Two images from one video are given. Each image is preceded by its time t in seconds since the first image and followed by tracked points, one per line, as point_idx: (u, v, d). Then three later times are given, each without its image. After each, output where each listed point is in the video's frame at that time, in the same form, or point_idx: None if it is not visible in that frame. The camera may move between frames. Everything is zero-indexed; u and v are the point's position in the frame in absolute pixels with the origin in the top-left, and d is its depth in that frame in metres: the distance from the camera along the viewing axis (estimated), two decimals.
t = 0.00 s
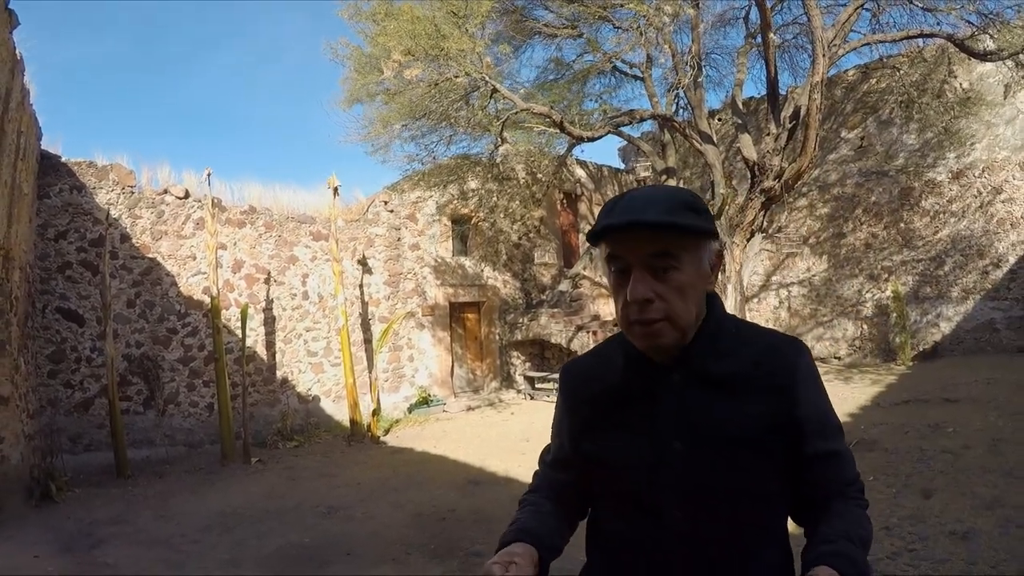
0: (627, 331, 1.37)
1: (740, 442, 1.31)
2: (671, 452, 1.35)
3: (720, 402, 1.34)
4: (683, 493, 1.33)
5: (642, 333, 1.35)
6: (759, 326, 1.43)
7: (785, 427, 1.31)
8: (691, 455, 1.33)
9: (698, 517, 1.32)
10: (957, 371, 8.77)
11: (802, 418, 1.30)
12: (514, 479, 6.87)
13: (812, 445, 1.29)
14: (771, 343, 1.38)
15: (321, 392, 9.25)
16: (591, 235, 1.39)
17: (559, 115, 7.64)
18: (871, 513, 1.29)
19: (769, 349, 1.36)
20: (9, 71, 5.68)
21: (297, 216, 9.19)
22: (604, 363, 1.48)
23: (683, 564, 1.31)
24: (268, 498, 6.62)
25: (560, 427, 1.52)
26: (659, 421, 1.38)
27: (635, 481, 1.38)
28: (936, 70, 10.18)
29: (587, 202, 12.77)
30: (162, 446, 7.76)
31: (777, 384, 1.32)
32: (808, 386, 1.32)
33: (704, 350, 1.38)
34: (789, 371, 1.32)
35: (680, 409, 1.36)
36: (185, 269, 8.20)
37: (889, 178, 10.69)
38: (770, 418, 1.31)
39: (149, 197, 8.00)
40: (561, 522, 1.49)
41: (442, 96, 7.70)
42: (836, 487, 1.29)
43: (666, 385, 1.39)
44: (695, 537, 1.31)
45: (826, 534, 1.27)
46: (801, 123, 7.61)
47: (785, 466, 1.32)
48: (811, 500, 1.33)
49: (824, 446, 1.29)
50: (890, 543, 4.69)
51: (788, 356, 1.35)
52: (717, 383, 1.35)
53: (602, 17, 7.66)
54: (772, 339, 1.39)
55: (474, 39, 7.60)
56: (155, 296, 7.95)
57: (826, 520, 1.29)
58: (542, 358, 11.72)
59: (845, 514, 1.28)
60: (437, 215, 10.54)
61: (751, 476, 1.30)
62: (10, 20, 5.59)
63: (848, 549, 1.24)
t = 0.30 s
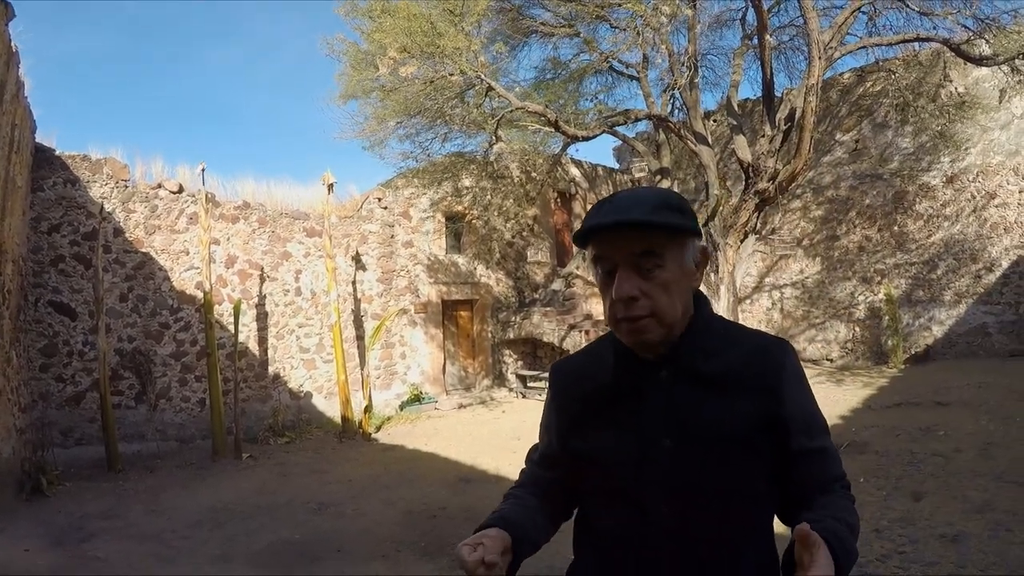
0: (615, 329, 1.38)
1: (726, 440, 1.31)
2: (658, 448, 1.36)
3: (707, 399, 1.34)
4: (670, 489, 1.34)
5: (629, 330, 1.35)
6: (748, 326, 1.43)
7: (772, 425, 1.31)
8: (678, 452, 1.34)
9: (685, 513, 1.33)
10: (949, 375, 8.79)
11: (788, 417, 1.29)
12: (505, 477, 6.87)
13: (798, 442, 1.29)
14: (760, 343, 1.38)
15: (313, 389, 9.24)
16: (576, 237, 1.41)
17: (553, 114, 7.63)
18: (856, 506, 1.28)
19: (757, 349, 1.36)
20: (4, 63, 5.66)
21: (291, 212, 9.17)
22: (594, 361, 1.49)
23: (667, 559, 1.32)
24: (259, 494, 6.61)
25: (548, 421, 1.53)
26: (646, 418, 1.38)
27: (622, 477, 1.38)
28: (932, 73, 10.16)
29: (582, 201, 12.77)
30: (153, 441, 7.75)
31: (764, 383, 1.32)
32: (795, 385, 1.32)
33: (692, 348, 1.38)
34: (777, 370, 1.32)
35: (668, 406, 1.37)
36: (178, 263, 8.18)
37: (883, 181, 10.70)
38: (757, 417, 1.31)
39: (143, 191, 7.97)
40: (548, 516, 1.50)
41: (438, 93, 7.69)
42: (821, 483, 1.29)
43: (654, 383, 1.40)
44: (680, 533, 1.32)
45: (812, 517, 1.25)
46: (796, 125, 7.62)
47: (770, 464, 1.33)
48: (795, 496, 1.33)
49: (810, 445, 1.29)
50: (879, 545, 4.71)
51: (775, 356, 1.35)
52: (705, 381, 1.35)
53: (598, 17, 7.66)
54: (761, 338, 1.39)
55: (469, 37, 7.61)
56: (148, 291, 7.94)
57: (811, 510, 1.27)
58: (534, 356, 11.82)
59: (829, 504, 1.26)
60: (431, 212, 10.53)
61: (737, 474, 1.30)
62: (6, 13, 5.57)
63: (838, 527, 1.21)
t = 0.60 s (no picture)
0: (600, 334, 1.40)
1: (718, 440, 1.31)
2: (651, 447, 1.35)
3: (698, 398, 1.34)
4: (664, 488, 1.34)
5: (610, 334, 1.37)
6: (744, 326, 1.42)
7: (764, 425, 1.31)
8: (670, 451, 1.34)
9: (679, 512, 1.32)
10: (946, 374, 8.80)
11: (779, 416, 1.28)
12: (502, 476, 6.87)
13: (790, 441, 1.28)
14: (754, 342, 1.37)
15: (310, 387, 9.24)
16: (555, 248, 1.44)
17: (551, 112, 7.61)
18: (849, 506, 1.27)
19: (752, 349, 1.35)
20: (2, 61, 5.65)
21: (288, 210, 9.16)
22: (591, 361, 1.50)
23: (661, 558, 1.32)
24: (256, 493, 6.61)
25: (549, 421, 1.55)
26: (639, 418, 1.39)
27: (618, 477, 1.39)
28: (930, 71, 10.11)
29: (578, 200, 12.75)
30: (150, 439, 7.75)
31: (755, 382, 1.31)
32: (787, 384, 1.31)
33: (685, 348, 1.38)
34: (769, 370, 1.31)
35: (659, 405, 1.37)
36: (175, 262, 8.17)
37: (881, 180, 10.70)
38: (748, 416, 1.30)
39: (140, 189, 7.96)
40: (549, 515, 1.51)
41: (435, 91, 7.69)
42: (814, 483, 1.28)
43: (647, 383, 1.40)
44: (675, 530, 1.32)
45: (799, 519, 1.25)
46: (792, 124, 7.63)
47: (764, 462, 1.33)
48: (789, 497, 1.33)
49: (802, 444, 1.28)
50: (877, 545, 4.72)
51: (768, 356, 1.34)
52: (697, 381, 1.35)
53: (596, 15, 7.65)
54: (756, 338, 1.38)
55: (466, 35, 7.61)
56: (145, 289, 7.93)
57: (801, 510, 1.27)
58: (530, 355, 11.65)
59: (821, 504, 1.26)
60: (428, 210, 10.52)
61: (731, 473, 1.30)
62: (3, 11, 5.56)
63: (818, 531, 1.20)
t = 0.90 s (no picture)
0: (591, 332, 1.41)
1: (709, 437, 1.30)
2: (643, 443, 1.36)
3: (690, 397, 1.34)
4: (656, 484, 1.34)
5: (599, 335, 1.38)
6: (741, 324, 1.41)
7: (755, 424, 1.30)
8: (662, 447, 1.34)
9: (671, 508, 1.32)
10: (941, 377, 8.83)
11: (769, 415, 1.27)
12: (498, 474, 6.87)
13: (781, 440, 1.26)
14: (748, 340, 1.35)
15: (306, 384, 9.23)
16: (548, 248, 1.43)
17: (550, 111, 7.61)
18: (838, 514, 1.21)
19: (745, 347, 1.33)
20: None
21: (286, 207, 9.15)
22: (590, 358, 1.51)
23: (653, 557, 1.32)
24: (252, 489, 6.61)
25: (549, 419, 1.57)
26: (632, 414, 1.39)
27: (612, 471, 1.40)
28: (927, 77, 10.38)
29: (576, 199, 12.77)
30: (145, 435, 7.73)
31: (746, 380, 1.30)
32: (779, 382, 1.29)
33: (678, 346, 1.38)
34: (760, 368, 1.29)
35: (652, 403, 1.37)
36: (172, 257, 8.17)
37: (878, 183, 10.73)
38: (739, 414, 1.29)
39: (137, 184, 7.95)
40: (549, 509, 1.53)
41: (434, 89, 7.69)
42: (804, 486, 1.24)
43: (641, 381, 1.40)
44: (667, 526, 1.32)
45: (776, 521, 1.21)
46: (791, 125, 7.64)
47: (755, 461, 1.31)
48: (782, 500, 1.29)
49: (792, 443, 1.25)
50: (871, 546, 4.73)
51: (761, 353, 1.32)
52: (689, 378, 1.35)
53: (596, 15, 7.67)
54: (751, 335, 1.36)
55: (467, 33, 7.61)
56: (141, 284, 7.91)
57: (786, 512, 1.23)
58: (527, 353, 11.65)
59: (808, 506, 1.21)
60: (426, 208, 10.52)
61: (722, 470, 1.30)
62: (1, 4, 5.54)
63: (789, 532, 1.16)
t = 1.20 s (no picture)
0: (643, 323, 1.37)
1: (715, 431, 1.33)
2: (645, 439, 1.36)
3: (696, 394, 1.36)
4: (659, 479, 1.34)
5: (663, 324, 1.35)
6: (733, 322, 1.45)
7: (757, 419, 1.34)
8: (665, 442, 1.35)
9: (672, 504, 1.33)
10: (937, 374, 8.85)
11: (774, 408, 1.31)
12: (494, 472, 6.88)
13: (784, 433, 1.30)
14: (746, 337, 1.39)
15: (303, 382, 9.23)
16: (617, 229, 1.36)
17: (547, 109, 7.61)
18: (858, 481, 1.24)
19: (746, 345, 1.37)
20: None
21: (281, 205, 9.14)
22: (582, 353, 1.49)
23: (656, 552, 1.33)
24: (248, 488, 6.61)
25: (536, 410, 1.52)
26: (633, 410, 1.39)
27: (609, 466, 1.39)
28: (924, 75, 10.38)
29: (572, 197, 12.78)
30: (141, 435, 7.71)
31: (750, 375, 1.34)
32: (780, 377, 1.34)
33: (682, 343, 1.39)
34: (763, 364, 1.34)
35: (655, 399, 1.37)
36: (167, 256, 8.15)
37: (874, 181, 10.75)
38: (743, 408, 1.33)
39: (132, 182, 7.93)
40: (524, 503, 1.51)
41: (430, 87, 7.69)
42: (820, 471, 1.26)
43: (644, 377, 1.40)
44: (668, 522, 1.33)
45: (814, 506, 1.22)
46: (786, 123, 7.66)
47: (757, 456, 1.35)
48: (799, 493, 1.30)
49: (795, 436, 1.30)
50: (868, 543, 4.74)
51: (761, 350, 1.37)
52: (692, 374, 1.37)
53: (592, 13, 7.68)
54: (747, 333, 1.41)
55: (464, 31, 7.61)
56: (137, 283, 7.90)
57: (814, 498, 1.24)
58: (524, 351, 11.82)
59: (834, 484, 1.23)
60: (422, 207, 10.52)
61: (724, 464, 1.32)
62: None
63: (839, 509, 1.19)
